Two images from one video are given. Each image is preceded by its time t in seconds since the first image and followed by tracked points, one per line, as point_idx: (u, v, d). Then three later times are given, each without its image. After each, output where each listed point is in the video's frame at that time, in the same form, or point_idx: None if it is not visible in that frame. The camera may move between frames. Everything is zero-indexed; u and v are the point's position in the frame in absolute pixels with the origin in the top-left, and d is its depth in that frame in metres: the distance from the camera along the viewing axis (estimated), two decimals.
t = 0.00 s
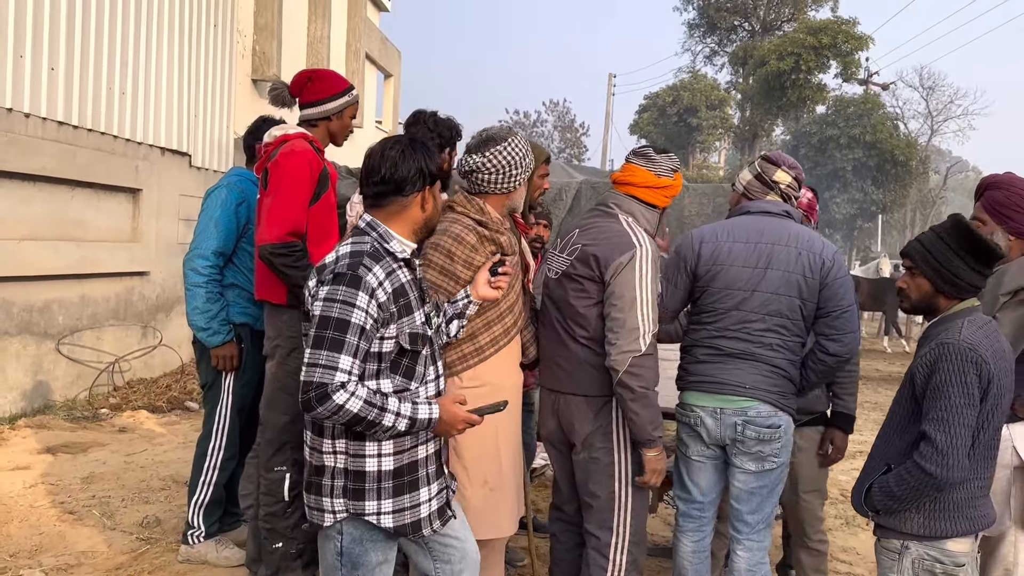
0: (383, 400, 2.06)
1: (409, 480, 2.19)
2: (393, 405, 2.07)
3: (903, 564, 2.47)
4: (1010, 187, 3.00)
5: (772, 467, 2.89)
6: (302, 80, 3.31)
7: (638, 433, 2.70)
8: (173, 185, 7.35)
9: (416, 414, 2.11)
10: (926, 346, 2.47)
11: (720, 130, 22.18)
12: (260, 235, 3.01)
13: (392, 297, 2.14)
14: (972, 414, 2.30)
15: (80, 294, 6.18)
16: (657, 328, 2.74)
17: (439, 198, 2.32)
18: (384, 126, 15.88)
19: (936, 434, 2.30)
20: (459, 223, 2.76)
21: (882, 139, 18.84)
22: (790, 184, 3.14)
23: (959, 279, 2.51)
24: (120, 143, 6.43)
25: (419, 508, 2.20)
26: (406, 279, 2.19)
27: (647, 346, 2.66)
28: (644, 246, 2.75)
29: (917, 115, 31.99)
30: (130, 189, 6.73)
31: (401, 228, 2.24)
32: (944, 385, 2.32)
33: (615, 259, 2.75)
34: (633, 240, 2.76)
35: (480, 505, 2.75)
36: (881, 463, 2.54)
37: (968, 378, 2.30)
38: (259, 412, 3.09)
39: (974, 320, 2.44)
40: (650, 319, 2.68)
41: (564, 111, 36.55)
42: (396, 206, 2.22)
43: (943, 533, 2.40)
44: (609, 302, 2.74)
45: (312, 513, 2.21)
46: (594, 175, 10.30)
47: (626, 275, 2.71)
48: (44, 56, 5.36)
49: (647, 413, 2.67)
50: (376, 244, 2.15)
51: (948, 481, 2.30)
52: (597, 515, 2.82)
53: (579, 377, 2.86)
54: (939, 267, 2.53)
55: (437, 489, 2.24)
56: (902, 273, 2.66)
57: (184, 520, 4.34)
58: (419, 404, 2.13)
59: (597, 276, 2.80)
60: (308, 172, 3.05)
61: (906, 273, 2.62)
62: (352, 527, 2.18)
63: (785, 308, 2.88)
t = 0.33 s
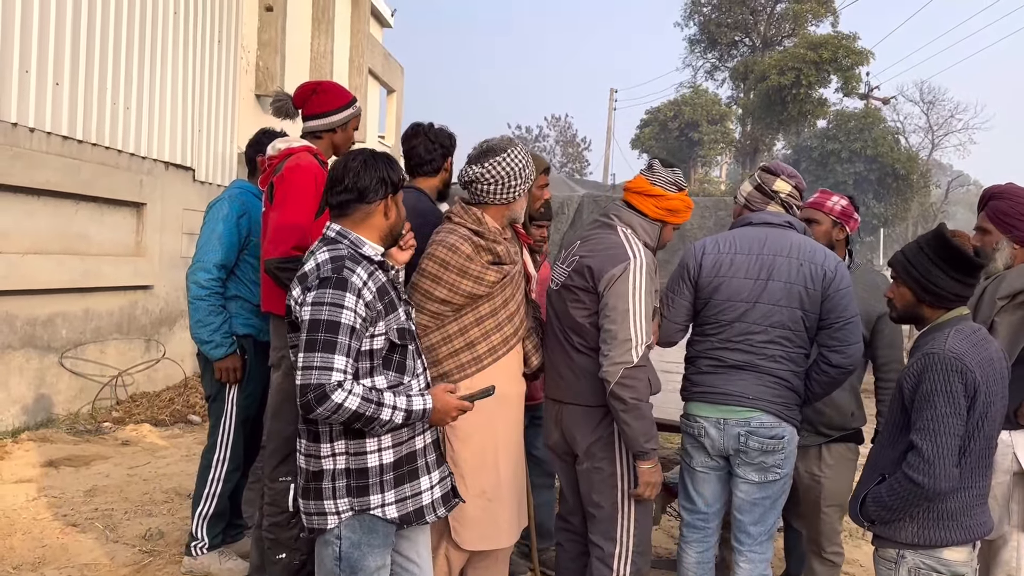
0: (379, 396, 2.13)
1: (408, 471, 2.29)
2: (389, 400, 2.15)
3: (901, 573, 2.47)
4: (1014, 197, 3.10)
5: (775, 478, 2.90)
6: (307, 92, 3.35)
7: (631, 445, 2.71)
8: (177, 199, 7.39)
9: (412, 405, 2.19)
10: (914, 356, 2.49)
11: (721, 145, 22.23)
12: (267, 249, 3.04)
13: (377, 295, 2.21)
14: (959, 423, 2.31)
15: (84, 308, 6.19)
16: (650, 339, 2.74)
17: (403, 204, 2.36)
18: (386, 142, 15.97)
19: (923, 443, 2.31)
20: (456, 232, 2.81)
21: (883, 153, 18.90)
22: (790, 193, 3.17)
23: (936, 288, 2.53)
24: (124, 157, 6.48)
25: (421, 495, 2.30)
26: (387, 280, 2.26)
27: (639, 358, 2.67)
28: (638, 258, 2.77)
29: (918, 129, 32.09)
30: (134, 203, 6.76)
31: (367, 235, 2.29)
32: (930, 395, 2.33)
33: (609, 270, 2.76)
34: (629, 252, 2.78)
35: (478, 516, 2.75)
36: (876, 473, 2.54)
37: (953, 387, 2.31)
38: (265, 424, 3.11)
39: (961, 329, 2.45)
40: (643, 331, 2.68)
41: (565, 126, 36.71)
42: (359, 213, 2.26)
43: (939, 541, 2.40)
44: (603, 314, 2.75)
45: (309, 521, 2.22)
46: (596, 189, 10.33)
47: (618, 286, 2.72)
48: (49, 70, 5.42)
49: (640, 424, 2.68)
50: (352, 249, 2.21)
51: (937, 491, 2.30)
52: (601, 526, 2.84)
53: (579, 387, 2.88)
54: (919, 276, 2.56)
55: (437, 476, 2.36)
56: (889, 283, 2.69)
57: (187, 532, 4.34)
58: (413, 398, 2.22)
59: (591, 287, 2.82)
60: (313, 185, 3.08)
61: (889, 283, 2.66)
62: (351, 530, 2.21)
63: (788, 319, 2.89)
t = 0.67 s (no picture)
0: (344, 369, 2.27)
1: (365, 449, 2.41)
2: (353, 374, 2.29)
3: None
4: (1023, 202, 3.16)
5: (778, 486, 2.89)
6: (309, 101, 3.37)
7: (621, 457, 2.69)
8: (180, 212, 7.43)
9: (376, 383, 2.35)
10: (917, 359, 2.48)
11: (723, 153, 22.24)
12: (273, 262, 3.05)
13: (349, 277, 2.36)
14: (963, 425, 2.30)
15: (88, 320, 6.21)
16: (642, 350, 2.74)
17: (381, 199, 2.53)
18: (389, 153, 16.02)
19: (927, 445, 2.30)
20: (457, 242, 2.82)
21: (885, 160, 18.90)
22: (790, 199, 3.16)
23: (937, 290, 2.53)
24: (128, 171, 6.52)
25: (375, 474, 2.43)
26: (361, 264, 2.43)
27: (629, 368, 2.66)
28: (632, 268, 2.76)
29: (920, 136, 32.09)
30: (137, 216, 6.79)
31: (346, 222, 2.45)
32: (933, 398, 2.33)
33: (601, 280, 2.76)
34: (623, 262, 2.78)
35: (485, 526, 2.75)
36: (883, 478, 2.53)
37: (956, 388, 2.30)
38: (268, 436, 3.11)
39: (963, 332, 2.45)
40: (634, 342, 2.68)
41: (567, 136, 36.80)
42: (340, 201, 2.42)
43: (948, 545, 2.39)
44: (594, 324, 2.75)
45: (279, 500, 2.31)
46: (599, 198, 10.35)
47: (610, 296, 2.72)
48: (52, 85, 5.45)
49: (629, 436, 2.66)
50: (330, 231, 2.37)
51: (944, 494, 2.29)
52: (602, 535, 2.83)
53: (573, 396, 2.89)
54: (920, 279, 2.56)
55: (390, 458, 2.48)
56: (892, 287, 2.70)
57: (190, 544, 4.34)
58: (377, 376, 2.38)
59: (583, 295, 2.83)
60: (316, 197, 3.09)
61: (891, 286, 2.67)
62: (327, 501, 2.33)
63: (788, 326, 2.89)
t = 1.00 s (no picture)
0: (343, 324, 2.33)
1: (337, 448, 2.46)
2: (354, 325, 2.35)
3: None
4: None
5: (788, 487, 2.87)
6: (309, 110, 3.41)
7: (624, 460, 2.68)
8: (186, 221, 7.45)
9: (378, 325, 2.42)
10: (928, 357, 2.47)
11: (727, 156, 22.22)
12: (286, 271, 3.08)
13: (323, 270, 2.42)
14: (977, 421, 2.28)
15: (95, 330, 6.22)
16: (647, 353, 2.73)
17: (358, 235, 2.58)
18: (392, 160, 16.05)
19: (941, 442, 2.28)
20: (464, 248, 2.83)
21: (890, 160, 18.86)
22: (795, 200, 3.16)
23: (945, 289, 2.51)
24: (133, 181, 6.54)
25: (344, 477, 2.47)
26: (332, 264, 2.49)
27: (631, 372, 2.66)
28: (632, 270, 2.75)
29: (925, 137, 32.03)
30: (144, 226, 6.81)
31: (324, 231, 2.48)
32: (946, 394, 2.31)
33: (604, 284, 2.76)
34: (624, 264, 2.77)
35: (495, 531, 2.74)
36: (895, 476, 2.52)
37: (968, 384, 2.29)
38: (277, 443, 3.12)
39: (973, 329, 2.44)
40: (636, 345, 2.67)
41: (571, 141, 36.82)
42: (320, 215, 2.47)
43: (961, 542, 2.37)
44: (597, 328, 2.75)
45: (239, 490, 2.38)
46: (603, 202, 10.34)
47: (611, 299, 2.72)
48: (58, 97, 5.48)
49: (631, 440, 2.65)
50: (306, 230, 2.44)
51: (958, 490, 2.27)
52: (610, 538, 2.82)
53: (580, 400, 2.89)
54: (929, 278, 2.55)
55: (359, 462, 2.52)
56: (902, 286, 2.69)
57: (199, 552, 4.34)
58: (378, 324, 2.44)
59: (586, 300, 2.83)
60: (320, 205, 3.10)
61: (901, 286, 2.65)
62: (277, 503, 2.41)
63: (794, 327, 2.88)
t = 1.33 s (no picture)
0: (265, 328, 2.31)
1: (273, 430, 2.43)
2: (274, 332, 2.32)
3: (932, 571, 2.41)
4: None
5: (792, 484, 2.86)
6: (309, 115, 3.42)
7: (658, 457, 2.68)
8: (192, 229, 7.49)
9: (297, 340, 2.36)
10: (933, 351, 2.46)
11: (732, 156, 22.20)
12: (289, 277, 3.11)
13: (276, 256, 2.43)
14: (984, 414, 2.27)
15: (103, 339, 6.25)
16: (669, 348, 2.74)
17: (336, 206, 2.61)
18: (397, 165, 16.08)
19: (948, 435, 2.27)
20: (469, 249, 2.83)
21: (895, 158, 18.81)
22: (794, 198, 3.16)
23: (950, 285, 2.50)
24: (139, 189, 6.57)
25: (279, 459, 2.43)
26: (294, 249, 2.50)
27: (658, 367, 2.66)
28: (648, 267, 2.76)
29: (930, 134, 31.93)
30: (150, 234, 6.84)
31: (294, 213, 2.54)
32: (953, 387, 2.30)
33: (620, 283, 2.77)
34: (638, 261, 2.78)
35: (503, 531, 2.74)
36: (902, 471, 2.50)
37: (976, 377, 2.28)
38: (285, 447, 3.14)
39: (979, 323, 2.42)
40: (660, 339, 2.67)
41: (575, 143, 36.83)
42: (291, 194, 2.53)
43: (969, 536, 2.36)
44: (617, 328, 2.75)
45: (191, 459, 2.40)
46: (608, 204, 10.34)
47: (630, 297, 2.72)
48: (63, 106, 5.51)
49: (664, 435, 2.65)
50: (268, 214, 2.49)
51: (966, 483, 2.26)
52: (624, 538, 2.82)
53: (599, 401, 2.89)
54: (933, 273, 2.54)
55: (300, 446, 2.47)
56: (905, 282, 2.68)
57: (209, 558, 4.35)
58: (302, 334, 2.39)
59: (603, 302, 2.82)
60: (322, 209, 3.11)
61: (904, 282, 2.64)
62: (232, 475, 2.40)
63: (790, 324, 2.86)
